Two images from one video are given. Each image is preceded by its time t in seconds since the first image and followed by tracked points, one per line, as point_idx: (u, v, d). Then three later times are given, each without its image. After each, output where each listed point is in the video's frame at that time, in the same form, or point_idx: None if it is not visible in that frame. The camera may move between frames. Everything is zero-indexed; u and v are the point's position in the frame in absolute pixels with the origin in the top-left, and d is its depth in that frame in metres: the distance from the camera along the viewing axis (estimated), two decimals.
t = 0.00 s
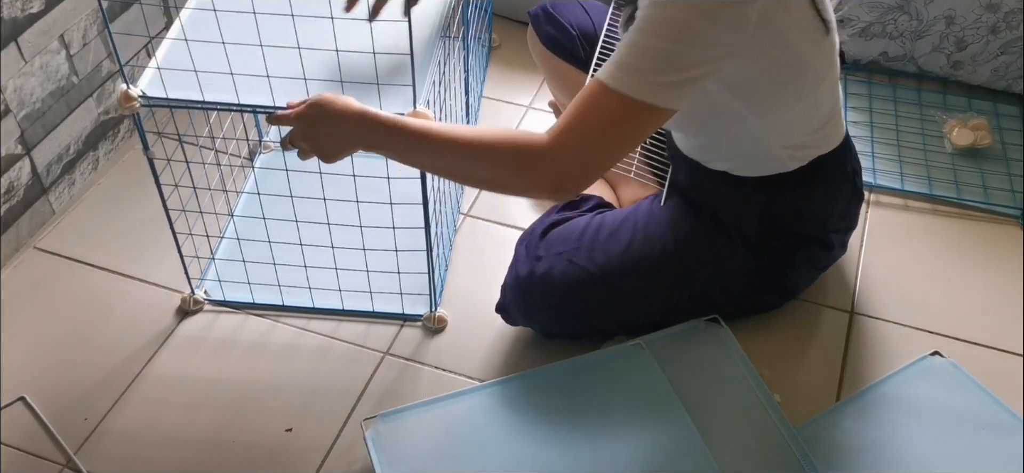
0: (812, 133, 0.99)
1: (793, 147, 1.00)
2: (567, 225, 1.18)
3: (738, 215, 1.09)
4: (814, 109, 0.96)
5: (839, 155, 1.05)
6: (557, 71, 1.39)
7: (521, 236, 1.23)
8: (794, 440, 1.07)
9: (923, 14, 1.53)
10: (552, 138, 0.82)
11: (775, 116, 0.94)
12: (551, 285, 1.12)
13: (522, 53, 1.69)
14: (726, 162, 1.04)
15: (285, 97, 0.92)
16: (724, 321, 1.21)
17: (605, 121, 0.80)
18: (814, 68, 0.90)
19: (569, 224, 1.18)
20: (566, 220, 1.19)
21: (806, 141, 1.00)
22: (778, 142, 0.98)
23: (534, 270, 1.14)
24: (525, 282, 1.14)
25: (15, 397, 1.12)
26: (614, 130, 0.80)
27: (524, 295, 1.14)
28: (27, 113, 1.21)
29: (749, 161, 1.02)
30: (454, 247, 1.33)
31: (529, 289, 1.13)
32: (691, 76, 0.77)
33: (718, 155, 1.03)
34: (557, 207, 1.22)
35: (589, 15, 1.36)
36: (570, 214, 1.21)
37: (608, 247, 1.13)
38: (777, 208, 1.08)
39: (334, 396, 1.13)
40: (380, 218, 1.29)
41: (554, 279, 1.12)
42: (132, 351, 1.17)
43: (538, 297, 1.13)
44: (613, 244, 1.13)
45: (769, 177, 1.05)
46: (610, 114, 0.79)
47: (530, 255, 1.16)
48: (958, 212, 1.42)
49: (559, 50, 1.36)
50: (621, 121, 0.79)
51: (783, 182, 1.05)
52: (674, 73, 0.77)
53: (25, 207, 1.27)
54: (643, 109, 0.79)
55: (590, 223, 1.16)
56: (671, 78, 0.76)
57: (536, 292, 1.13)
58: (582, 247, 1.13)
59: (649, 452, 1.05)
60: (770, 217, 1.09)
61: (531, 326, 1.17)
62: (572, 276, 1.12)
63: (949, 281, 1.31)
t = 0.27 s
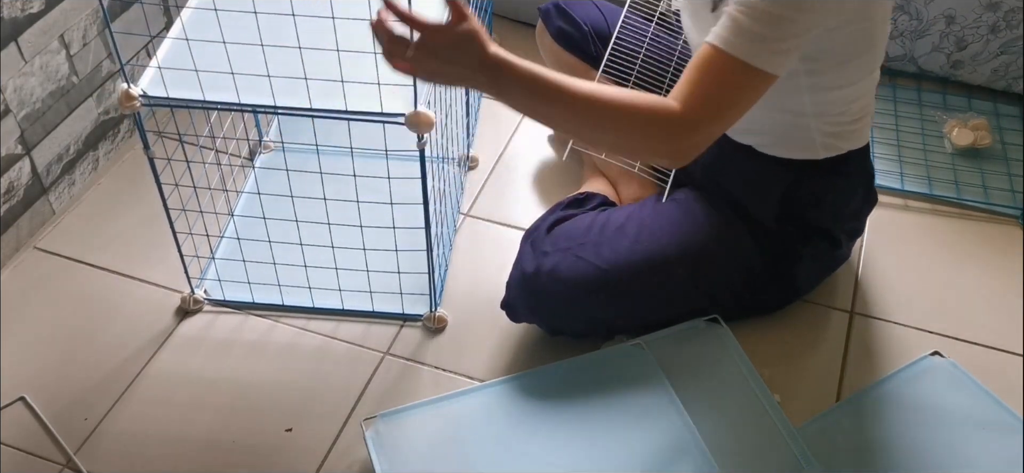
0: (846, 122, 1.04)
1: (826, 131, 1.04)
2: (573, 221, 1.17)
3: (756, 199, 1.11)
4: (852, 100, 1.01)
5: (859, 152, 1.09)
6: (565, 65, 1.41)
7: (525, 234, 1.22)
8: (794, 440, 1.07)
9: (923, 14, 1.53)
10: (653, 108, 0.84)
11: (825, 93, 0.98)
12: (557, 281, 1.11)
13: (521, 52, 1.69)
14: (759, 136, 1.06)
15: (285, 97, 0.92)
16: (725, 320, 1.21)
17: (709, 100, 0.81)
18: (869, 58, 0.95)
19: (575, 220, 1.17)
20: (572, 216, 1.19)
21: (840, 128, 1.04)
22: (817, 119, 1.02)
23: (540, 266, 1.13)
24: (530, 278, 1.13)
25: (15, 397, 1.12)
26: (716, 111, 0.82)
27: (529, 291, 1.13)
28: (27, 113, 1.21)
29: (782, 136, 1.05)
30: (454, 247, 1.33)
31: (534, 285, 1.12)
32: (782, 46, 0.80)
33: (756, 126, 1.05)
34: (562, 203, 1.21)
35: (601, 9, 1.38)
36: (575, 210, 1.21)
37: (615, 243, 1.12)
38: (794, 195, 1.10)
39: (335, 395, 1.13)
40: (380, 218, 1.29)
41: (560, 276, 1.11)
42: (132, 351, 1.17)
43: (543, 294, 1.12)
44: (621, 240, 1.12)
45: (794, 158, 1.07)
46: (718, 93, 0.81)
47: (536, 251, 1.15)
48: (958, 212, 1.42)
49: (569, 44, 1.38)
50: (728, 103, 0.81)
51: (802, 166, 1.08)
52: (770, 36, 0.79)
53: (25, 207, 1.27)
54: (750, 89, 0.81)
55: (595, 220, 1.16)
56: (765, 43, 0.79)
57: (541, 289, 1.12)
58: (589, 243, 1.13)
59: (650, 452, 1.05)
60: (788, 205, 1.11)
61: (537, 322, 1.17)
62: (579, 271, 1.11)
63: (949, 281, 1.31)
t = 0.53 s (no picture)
0: (857, 122, 1.04)
1: (835, 128, 1.04)
2: (574, 219, 1.17)
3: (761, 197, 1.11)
4: (864, 99, 1.02)
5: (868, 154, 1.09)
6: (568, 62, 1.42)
7: (526, 233, 1.22)
8: (794, 440, 1.08)
9: (923, 14, 1.53)
10: (652, 79, 0.91)
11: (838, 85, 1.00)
12: (558, 279, 1.11)
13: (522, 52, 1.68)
14: (765, 127, 1.07)
15: (285, 97, 0.92)
16: (725, 321, 1.21)
17: (707, 73, 0.88)
18: (883, 55, 0.97)
19: (576, 219, 1.17)
20: (573, 215, 1.19)
21: (852, 125, 1.04)
22: (823, 111, 1.03)
23: (541, 264, 1.13)
24: (531, 277, 1.13)
25: (15, 397, 1.12)
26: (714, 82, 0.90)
27: (530, 290, 1.13)
28: (27, 113, 1.21)
29: (791, 128, 1.05)
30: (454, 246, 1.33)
31: (534, 284, 1.13)
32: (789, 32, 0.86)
33: (765, 116, 1.06)
34: (564, 202, 1.21)
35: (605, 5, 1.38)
36: (576, 209, 1.21)
37: (616, 241, 1.13)
38: (799, 195, 1.10)
39: (335, 395, 1.13)
40: (380, 218, 1.29)
41: (561, 274, 1.11)
42: (132, 351, 1.17)
43: (544, 292, 1.12)
44: (621, 238, 1.13)
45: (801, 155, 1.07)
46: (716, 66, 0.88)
47: (537, 250, 1.15)
48: (958, 212, 1.42)
49: (574, 41, 1.37)
50: (721, 75, 0.89)
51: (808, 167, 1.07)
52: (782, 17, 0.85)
53: (25, 207, 1.27)
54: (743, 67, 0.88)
55: (596, 219, 1.16)
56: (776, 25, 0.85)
57: (542, 287, 1.12)
58: (589, 241, 1.13)
59: (650, 452, 1.05)
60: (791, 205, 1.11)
61: (538, 321, 1.17)
62: (579, 269, 1.11)
63: (950, 280, 1.31)
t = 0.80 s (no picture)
0: (858, 124, 1.05)
1: (837, 129, 1.04)
2: (575, 219, 1.17)
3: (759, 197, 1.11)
4: (865, 101, 1.03)
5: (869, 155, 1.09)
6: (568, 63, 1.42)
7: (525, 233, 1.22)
8: (794, 440, 1.07)
9: (923, 14, 1.53)
10: (653, 80, 0.91)
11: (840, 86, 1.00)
12: (557, 279, 1.11)
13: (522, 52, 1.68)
14: (765, 125, 1.07)
15: (282, 98, 0.92)
16: (725, 321, 1.21)
17: (711, 75, 0.88)
18: (886, 57, 0.97)
19: (577, 219, 1.17)
20: (572, 216, 1.19)
21: (853, 126, 1.04)
22: (825, 112, 1.03)
23: (540, 265, 1.13)
24: (530, 276, 1.13)
25: (15, 397, 1.12)
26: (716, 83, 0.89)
27: (529, 291, 1.13)
28: (27, 113, 1.21)
29: (791, 128, 1.05)
30: (453, 246, 1.33)
31: (533, 283, 1.13)
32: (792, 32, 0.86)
33: (765, 115, 1.06)
34: (564, 202, 1.21)
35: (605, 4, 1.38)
36: (577, 209, 1.21)
37: (616, 241, 1.13)
38: (799, 195, 1.10)
39: (334, 395, 1.13)
40: (378, 218, 1.29)
41: (561, 274, 1.11)
42: (132, 351, 1.17)
43: (544, 292, 1.12)
44: (621, 239, 1.13)
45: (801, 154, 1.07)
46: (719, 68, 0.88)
47: (537, 250, 1.15)
48: (958, 212, 1.42)
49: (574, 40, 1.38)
50: (721, 76, 0.88)
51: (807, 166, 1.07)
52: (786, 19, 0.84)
53: (25, 207, 1.27)
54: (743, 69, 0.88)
55: (597, 219, 1.16)
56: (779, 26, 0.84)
57: (541, 287, 1.12)
58: (590, 241, 1.13)
59: (650, 453, 1.05)
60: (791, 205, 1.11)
61: (538, 322, 1.17)
62: (577, 269, 1.11)
63: (950, 280, 1.31)
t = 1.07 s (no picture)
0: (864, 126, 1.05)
1: (846, 133, 1.04)
2: (574, 224, 1.17)
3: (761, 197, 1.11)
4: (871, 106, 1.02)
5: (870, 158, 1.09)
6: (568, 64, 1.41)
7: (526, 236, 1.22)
8: (795, 440, 1.07)
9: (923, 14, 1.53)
10: (694, 110, 0.91)
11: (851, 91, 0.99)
12: (557, 284, 1.11)
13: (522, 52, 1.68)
14: (773, 127, 1.06)
15: (282, 98, 0.92)
16: (725, 322, 1.21)
17: (750, 99, 0.87)
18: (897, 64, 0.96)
19: (576, 223, 1.17)
20: (572, 219, 1.19)
21: (859, 130, 1.04)
22: (836, 119, 1.02)
23: (541, 269, 1.12)
24: (530, 281, 1.13)
25: (15, 397, 1.12)
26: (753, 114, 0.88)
27: (530, 294, 1.13)
28: (27, 113, 1.21)
29: (801, 131, 1.04)
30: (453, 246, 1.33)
31: (534, 287, 1.12)
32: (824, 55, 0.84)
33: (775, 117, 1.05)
34: (563, 204, 1.21)
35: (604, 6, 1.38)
36: (576, 212, 1.21)
37: (616, 246, 1.12)
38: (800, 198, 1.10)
39: (334, 395, 1.13)
40: (378, 218, 1.29)
41: (562, 279, 1.11)
42: (132, 351, 1.17)
43: (544, 296, 1.12)
44: (622, 244, 1.13)
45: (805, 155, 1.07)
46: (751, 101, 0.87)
47: (537, 254, 1.15)
48: (958, 212, 1.42)
49: (571, 41, 1.38)
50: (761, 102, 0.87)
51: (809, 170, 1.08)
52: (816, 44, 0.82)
53: (25, 207, 1.27)
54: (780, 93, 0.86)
55: (596, 223, 1.16)
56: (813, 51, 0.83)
57: (542, 291, 1.12)
58: (589, 246, 1.13)
59: (651, 453, 1.05)
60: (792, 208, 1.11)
61: (536, 325, 1.16)
62: (577, 273, 1.11)
63: (950, 280, 1.31)
